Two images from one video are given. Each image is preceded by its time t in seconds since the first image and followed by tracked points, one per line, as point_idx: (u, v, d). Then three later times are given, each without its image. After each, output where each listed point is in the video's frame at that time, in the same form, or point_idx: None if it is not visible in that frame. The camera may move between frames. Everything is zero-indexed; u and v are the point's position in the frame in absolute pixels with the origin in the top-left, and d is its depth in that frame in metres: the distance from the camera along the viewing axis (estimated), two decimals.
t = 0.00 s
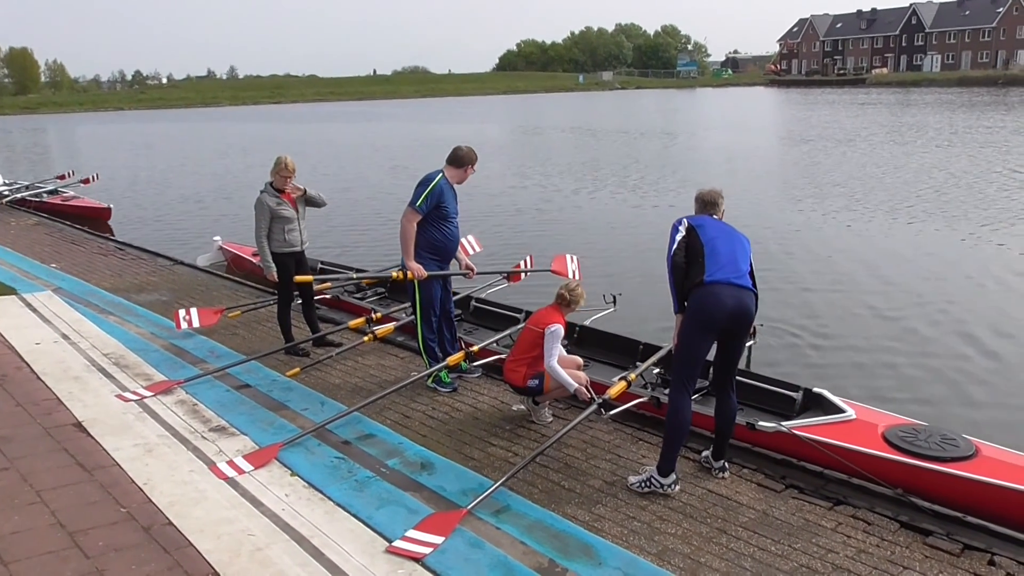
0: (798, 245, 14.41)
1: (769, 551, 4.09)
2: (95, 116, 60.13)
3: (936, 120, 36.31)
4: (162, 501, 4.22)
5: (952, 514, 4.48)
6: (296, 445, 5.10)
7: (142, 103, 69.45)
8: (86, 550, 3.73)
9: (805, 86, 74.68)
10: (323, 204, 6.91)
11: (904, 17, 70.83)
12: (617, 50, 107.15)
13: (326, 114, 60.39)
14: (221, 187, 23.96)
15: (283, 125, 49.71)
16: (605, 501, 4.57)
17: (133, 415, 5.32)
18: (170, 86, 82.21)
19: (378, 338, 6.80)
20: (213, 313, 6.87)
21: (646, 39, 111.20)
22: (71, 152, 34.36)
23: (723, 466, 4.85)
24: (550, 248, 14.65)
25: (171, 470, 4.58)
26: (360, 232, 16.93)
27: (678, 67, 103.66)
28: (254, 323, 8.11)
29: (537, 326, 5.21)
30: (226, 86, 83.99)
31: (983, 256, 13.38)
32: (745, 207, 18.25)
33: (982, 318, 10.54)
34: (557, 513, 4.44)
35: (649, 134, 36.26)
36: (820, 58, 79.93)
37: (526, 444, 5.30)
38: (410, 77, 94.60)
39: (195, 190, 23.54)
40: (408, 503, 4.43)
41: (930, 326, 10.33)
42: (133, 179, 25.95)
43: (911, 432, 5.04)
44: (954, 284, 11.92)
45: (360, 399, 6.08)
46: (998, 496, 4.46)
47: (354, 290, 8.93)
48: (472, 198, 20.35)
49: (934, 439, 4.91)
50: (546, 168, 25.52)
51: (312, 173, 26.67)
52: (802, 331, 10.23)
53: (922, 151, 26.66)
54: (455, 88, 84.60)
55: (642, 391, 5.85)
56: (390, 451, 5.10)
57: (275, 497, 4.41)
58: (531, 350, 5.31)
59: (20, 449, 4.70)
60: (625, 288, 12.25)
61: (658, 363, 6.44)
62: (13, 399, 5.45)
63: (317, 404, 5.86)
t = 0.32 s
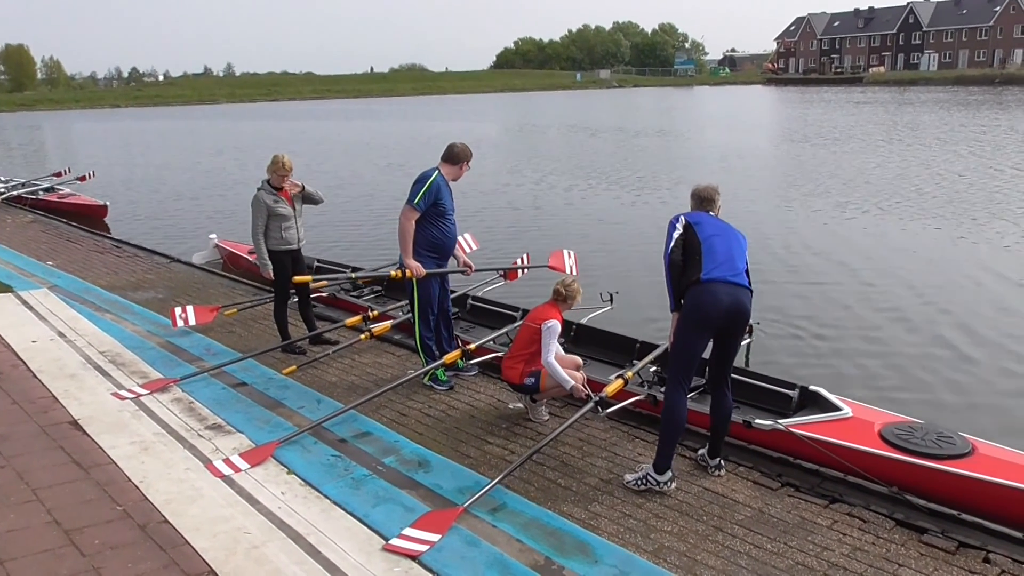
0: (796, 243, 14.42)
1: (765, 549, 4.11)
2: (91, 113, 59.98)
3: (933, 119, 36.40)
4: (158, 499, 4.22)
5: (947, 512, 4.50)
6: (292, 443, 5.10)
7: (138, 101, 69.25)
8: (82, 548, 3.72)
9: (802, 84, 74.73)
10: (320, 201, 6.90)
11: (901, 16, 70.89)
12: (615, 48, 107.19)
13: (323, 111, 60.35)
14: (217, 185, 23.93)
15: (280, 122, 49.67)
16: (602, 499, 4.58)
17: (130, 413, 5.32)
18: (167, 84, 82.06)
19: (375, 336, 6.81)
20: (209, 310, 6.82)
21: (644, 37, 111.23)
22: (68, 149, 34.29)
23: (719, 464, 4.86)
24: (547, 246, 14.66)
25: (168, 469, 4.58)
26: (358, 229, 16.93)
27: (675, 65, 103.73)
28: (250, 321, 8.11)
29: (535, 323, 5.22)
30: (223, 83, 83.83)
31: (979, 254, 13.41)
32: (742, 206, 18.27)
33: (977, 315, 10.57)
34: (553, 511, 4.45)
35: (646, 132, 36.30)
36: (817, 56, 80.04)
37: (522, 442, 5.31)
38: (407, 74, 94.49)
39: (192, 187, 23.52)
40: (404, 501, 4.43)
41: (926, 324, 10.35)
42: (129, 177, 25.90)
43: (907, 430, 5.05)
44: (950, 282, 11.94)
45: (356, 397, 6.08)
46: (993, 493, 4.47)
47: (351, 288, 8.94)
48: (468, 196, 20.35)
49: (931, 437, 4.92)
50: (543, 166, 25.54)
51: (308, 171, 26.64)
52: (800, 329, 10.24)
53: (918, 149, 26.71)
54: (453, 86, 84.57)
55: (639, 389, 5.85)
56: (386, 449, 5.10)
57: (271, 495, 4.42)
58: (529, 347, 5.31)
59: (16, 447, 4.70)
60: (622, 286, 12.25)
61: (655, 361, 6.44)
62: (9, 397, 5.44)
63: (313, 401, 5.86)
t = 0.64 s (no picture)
0: (794, 241, 14.41)
1: (762, 547, 4.11)
2: (88, 111, 59.85)
3: (930, 117, 36.45)
4: (155, 497, 4.22)
5: (943, 510, 4.51)
6: (290, 441, 5.10)
7: (136, 98, 69.07)
8: (79, 545, 3.72)
9: (800, 83, 74.75)
10: (317, 199, 6.90)
11: (899, 14, 70.90)
12: (613, 46, 107.12)
13: (321, 109, 60.30)
14: (214, 182, 23.90)
15: (277, 120, 49.55)
16: (599, 497, 4.59)
17: (127, 410, 5.31)
18: (164, 81, 81.94)
19: (373, 334, 6.81)
20: (207, 309, 6.82)
21: (641, 35, 111.23)
22: (64, 146, 34.20)
23: (716, 461, 4.87)
24: (544, 244, 14.67)
25: (165, 466, 4.58)
26: (355, 227, 16.89)
27: (673, 63, 103.75)
28: (248, 319, 8.11)
29: (535, 321, 5.23)
30: (221, 80, 83.68)
31: (976, 252, 13.43)
32: (739, 203, 18.28)
33: (974, 313, 10.60)
34: (550, 509, 4.45)
35: (643, 130, 36.29)
36: (815, 54, 80.08)
37: (519, 440, 5.31)
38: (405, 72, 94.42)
39: (189, 185, 23.45)
40: (402, 498, 4.44)
41: (923, 322, 10.37)
42: (126, 174, 25.87)
43: (907, 428, 5.06)
44: (947, 280, 11.95)
45: (354, 395, 6.09)
46: (989, 491, 4.48)
47: (349, 286, 8.93)
48: (465, 194, 20.35)
49: (930, 436, 4.94)
50: (541, 164, 25.53)
51: (306, 168, 26.63)
52: (798, 327, 10.25)
53: (916, 147, 26.72)
54: (451, 83, 84.51)
55: (639, 387, 5.86)
56: (384, 446, 5.10)
57: (269, 492, 4.42)
58: (528, 345, 5.32)
59: (13, 444, 4.70)
60: (619, 284, 12.26)
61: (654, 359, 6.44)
62: (6, 394, 5.43)
63: (311, 399, 5.86)
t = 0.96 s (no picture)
0: (793, 241, 14.42)
1: (760, 546, 4.12)
2: (86, 109, 59.71)
3: (927, 117, 36.55)
4: (153, 494, 4.22)
5: (941, 510, 4.52)
6: (288, 439, 5.09)
7: (134, 96, 68.98)
8: (77, 543, 3.72)
9: (799, 83, 74.85)
10: (315, 196, 6.90)
11: (897, 15, 71.01)
12: (612, 45, 107.17)
13: (319, 107, 60.23)
14: (213, 180, 23.87)
15: (275, 118, 49.49)
16: (597, 496, 4.59)
17: (125, 408, 5.30)
18: (163, 79, 81.87)
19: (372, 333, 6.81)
20: (206, 309, 6.82)
21: (640, 35, 111.28)
22: (62, 143, 34.14)
23: (714, 461, 4.87)
24: (543, 242, 14.67)
25: (163, 464, 4.57)
26: (354, 225, 16.88)
27: (671, 63, 103.79)
28: (247, 318, 8.10)
29: (535, 321, 5.22)
30: (220, 78, 83.58)
31: (973, 251, 13.46)
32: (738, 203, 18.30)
33: (971, 312, 10.62)
34: (548, 508, 4.46)
35: (642, 130, 36.33)
36: (813, 54, 80.17)
37: (517, 439, 5.32)
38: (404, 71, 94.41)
39: (187, 183, 23.40)
40: (400, 497, 4.44)
41: (920, 321, 10.40)
42: (124, 172, 25.82)
43: (906, 429, 5.07)
44: (946, 279, 11.97)
45: (351, 394, 6.08)
46: (989, 491, 4.50)
47: (347, 285, 8.92)
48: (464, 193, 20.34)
49: (930, 436, 4.94)
50: (539, 163, 25.54)
51: (304, 167, 26.61)
52: (798, 326, 10.26)
53: (914, 147, 26.79)
54: (450, 82, 84.49)
55: (638, 387, 5.87)
56: (382, 445, 5.10)
57: (267, 490, 4.42)
58: (527, 344, 5.32)
59: (11, 442, 4.69)
60: (617, 283, 12.27)
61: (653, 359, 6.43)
62: (4, 392, 5.42)
63: (309, 398, 5.86)
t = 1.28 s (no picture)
0: (789, 240, 14.44)
1: (755, 545, 4.13)
2: (82, 107, 59.58)
3: (924, 117, 36.64)
4: (149, 492, 4.21)
5: (935, 508, 4.54)
6: (285, 437, 5.10)
7: (131, 93, 68.80)
8: (73, 540, 3.72)
9: (796, 82, 74.92)
10: (313, 194, 6.89)
11: (894, 14, 71.07)
12: (609, 44, 107.08)
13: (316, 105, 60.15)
14: (209, 178, 23.81)
15: (273, 116, 49.39)
16: (593, 494, 4.60)
17: (122, 406, 5.30)
18: (160, 77, 81.69)
19: (369, 332, 6.81)
20: (203, 308, 6.82)
21: (638, 34, 111.30)
22: (60, 141, 34.06)
23: (711, 460, 4.87)
24: (540, 241, 14.68)
25: (159, 462, 4.57)
26: (351, 223, 16.87)
27: (669, 62, 103.76)
28: (244, 317, 8.10)
29: (530, 321, 5.23)
30: (217, 76, 83.42)
31: (969, 250, 13.49)
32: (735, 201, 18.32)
33: (967, 310, 10.66)
34: (545, 507, 4.46)
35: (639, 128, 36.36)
36: (811, 54, 80.25)
37: (514, 437, 5.33)
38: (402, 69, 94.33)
39: (184, 180, 23.35)
40: (396, 495, 4.44)
41: (916, 318, 10.42)
42: (120, 169, 25.74)
43: (904, 428, 5.09)
44: (942, 278, 11.99)
45: (347, 392, 6.09)
46: (987, 490, 4.51)
47: (345, 283, 8.92)
48: (461, 191, 20.32)
49: (927, 435, 4.96)
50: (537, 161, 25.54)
51: (301, 165, 26.57)
52: (794, 324, 10.27)
53: (910, 147, 26.86)
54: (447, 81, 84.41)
55: (635, 387, 5.88)
56: (379, 443, 5.11)
57: (263, 489, 4.42)
58: (523, 342, 5.32)
59: (7, 439, 4.69)
60: (614, 282, 12.28)
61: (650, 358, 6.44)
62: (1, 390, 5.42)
63: (306, 395, 5.86)
